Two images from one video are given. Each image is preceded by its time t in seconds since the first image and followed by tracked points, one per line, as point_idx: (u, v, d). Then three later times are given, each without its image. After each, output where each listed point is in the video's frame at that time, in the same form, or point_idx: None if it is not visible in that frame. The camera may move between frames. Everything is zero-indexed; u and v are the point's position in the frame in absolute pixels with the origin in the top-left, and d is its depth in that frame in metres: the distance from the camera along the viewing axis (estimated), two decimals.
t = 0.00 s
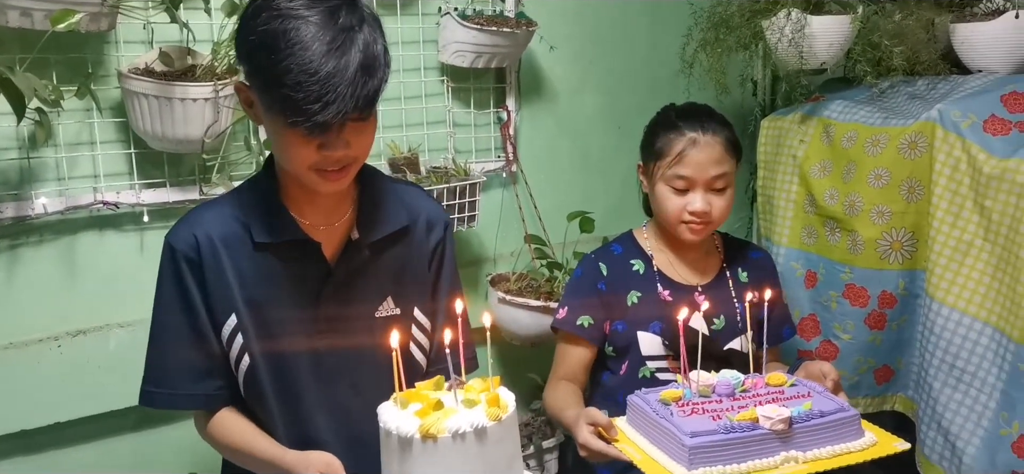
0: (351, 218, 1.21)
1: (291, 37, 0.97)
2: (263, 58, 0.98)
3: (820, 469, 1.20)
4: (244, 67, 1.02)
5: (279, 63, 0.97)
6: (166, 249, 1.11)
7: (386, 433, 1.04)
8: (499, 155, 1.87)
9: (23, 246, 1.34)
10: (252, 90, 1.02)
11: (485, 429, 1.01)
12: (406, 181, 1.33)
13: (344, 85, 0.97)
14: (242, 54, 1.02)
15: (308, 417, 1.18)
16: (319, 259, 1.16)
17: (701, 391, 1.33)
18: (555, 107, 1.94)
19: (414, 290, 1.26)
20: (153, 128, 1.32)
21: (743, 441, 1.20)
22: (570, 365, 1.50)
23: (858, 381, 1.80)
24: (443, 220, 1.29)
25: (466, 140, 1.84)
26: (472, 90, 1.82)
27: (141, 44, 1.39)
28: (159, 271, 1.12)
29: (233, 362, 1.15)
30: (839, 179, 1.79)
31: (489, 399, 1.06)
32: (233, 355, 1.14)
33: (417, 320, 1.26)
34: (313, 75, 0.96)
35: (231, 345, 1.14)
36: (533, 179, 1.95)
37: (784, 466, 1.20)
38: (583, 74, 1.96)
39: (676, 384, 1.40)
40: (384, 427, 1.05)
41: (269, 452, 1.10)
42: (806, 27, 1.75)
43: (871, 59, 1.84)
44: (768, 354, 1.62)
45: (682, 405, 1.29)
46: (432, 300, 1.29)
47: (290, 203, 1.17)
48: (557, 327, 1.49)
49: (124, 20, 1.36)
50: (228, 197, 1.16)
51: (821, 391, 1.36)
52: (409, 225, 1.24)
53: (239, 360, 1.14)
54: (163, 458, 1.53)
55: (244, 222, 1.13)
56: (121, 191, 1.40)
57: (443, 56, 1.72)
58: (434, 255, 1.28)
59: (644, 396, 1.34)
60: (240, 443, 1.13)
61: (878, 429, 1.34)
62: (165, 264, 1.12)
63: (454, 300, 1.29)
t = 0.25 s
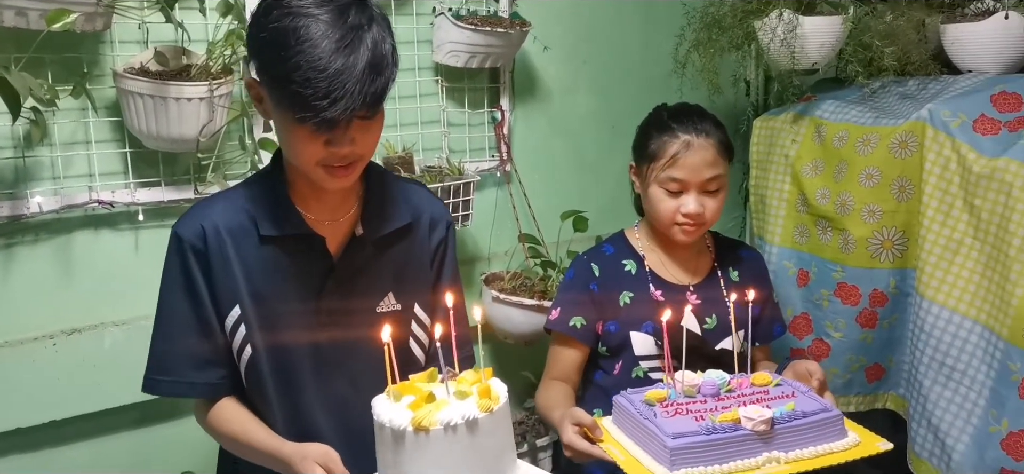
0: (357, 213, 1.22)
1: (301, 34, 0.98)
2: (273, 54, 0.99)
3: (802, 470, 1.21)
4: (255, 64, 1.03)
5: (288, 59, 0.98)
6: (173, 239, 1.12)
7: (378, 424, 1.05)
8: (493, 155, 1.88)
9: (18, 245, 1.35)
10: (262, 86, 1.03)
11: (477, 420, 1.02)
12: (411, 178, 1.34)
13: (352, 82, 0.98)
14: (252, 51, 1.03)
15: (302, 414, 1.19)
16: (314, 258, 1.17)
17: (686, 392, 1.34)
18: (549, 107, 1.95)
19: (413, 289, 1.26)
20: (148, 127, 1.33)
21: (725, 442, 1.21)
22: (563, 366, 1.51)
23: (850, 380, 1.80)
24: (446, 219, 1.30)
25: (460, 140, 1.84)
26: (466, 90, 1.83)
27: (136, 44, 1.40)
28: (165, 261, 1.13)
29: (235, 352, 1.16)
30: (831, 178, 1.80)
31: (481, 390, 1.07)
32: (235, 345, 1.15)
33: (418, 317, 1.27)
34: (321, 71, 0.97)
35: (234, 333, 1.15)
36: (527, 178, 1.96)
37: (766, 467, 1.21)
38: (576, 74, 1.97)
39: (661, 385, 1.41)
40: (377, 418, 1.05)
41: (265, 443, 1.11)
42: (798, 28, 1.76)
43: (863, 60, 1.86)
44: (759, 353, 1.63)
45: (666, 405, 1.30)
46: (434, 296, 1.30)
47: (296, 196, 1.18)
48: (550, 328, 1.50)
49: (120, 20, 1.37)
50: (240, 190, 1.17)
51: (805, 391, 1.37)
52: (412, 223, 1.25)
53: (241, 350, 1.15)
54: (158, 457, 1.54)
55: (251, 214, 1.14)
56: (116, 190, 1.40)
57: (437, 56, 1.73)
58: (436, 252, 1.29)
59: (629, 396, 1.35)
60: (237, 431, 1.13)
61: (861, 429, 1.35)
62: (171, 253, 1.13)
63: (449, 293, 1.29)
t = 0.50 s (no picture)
0: (361, 210, 1.22)
1: (311, 25, 0.98)
2: (283, 46, 0.99)
3: (787, 458, 1.23)
4: (264, 59, 1.03)
5: (299, 50, 0.98)
6: (179, 228, 1.12)
7: (372, 414, 1.05)
8: (488, 154, 1.89)
9: (13, 244, 1.35)
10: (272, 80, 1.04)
11: (469, 412, 1.02)
12: (412, 177, 1.34)
13: (364, 72, 0.99)
14: (261, 47, 1.03)
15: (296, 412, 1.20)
16: (309, 257, 1.17)
17: (672, 385, 1.34)
18: (544, 106, 1.95)
19: (411, 287, 1.26)
20: (143, 126, 1.33)
21: (709, 431, 1.22)
22: (556, 365, 1.51)
23: (844, 378, 1.81)
24: (447, 219, 1.31)
25: (455, 139, 1.85)
26: (461, 89, 1.84)
27: (131, 43, 1.40)
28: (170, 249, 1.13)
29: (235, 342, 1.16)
30: (825, 178, 1.81)
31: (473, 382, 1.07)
32: (235, 335, 1.15)
33: (416, 316, 1.27)
34: (333, 61, 0.98)
35: (234, 322, 1.15)
36: (522, 178, 1.96)
37: (751, 455, 1.22)
38: (571, 74, 1.98)
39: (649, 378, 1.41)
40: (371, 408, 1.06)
41: (260, 431, 1.10)
42: (792, 28, 1.77)
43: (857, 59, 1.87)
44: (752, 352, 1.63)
45: (652, 398, 1.31)
46: (434, 295, 1.30)
47: (300, 192, 1.19)
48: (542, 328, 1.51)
49: (115, 19, 1.37)
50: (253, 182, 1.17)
51: (791, 382, 1.38)
52: (414, 224, 1.26)
53: (240, 340, 1.15)
54: (154, 456, 1.54)
55: (256, 208, 1.14)
56: (111, 190, 1.41)
57: (432, 55, 1.74)
58: (437, 252, 1.30)
59: (616, 390, 1.35)
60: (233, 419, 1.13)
61: (848, 418, 1.36)
62: (175, 242, 1.13)
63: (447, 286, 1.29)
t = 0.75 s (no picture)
0: (358, 209, 1.22)
1: (306, 13, 1.02)
2: (278, 36, 1.02)
3: (775, 459, 1.23)
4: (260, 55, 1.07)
5: (294, 38, 1.01)
6: (177, 224, 1.13)
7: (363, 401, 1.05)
8: (484, 155, 1.89)
9: (7, 246, 1.35)
10: (268, 75, 1.06)
11: (460, 401, 1.02)
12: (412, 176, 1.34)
13: (357, 56, 1.02)
14: (257, 44, 1.07)
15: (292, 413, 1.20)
16: (304, 259, 1.17)
17: (662, 384, 1.34)
18: (540, 107, 1.95)
19: (407, 286, 1.26)
20: (138, 128, 1.33)
21: (697, 430, 1.22)
22: (548, 364, 1.51)
23: (840, 379, 1.81)
24: (445, 219, 1.30)
25: (451, 140, 1.85)
26: (457, 90, 1.84)
27: (126, 44, 1.40)
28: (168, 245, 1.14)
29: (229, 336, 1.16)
30: (820, 179, 1.81)
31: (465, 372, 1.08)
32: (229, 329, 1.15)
33: (412, 314, 1.27)
34: (328, 46, 1.01)
35: (228, 317, 1.15)
36: (518, 179, 1.96)
37: (739, 456, 1.23)
38: (567, 75, 1.98)
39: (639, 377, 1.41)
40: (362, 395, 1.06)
41: (253, 421, 1.11)
42: (786, 29, 1.77)
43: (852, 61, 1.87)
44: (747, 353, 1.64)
45: (642, 397, 1.31)
46: (431, 292, 1.29)
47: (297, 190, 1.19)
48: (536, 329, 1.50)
49: (110, 21, 1.37)
50: (251, 181, 1.18)
51: (780, 383, 1.38)
52: (410, 223, 1.25)
53: (235, 334, 1.15)
54: (150, 457, 1.53)
55: (253, 205, 1.15)
56: (106, 191, 1.40)
57: (427, 57, 1.74)
58: (434, 251, 1.29)
59: (606, 389, 1.35)
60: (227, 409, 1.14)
61: (836, 420, 1.36)
62: (173, 238, 1.14)
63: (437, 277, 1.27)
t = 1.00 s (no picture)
0: (351, 207, 1.22)
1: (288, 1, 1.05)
2: (262, 24, 1.05)
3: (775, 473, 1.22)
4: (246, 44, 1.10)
5: (276, 26, 1.04)
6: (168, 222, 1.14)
7: (372, 380, 1.05)
8: (481, 157, 1.88)
9: (3, 247, 1.35)
10: (252, 65, 1.09)
11: (470, 380, 1.02)
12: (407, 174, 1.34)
13: (338, 44, 1.04)
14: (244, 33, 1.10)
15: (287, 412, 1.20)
16: (301, 260, 1.17)
17: (662, 392, 1.34)
18: (537, 108, 1.95)
19: (405, 286, 1.26)
20: (135, 129, 1.33)
21: (696, 444, 1.22)
22: (545, 366, 1.51)
23: (837, 380, 1.81)
24: (441, 215, 1.29)
25: (448, 142, 1.85)
26: (454, 92, 1.84)
27: (123, 45, 1.40)
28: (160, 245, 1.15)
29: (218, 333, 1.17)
30: (818, 180, 1.81)
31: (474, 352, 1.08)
32: (218, 326, 1.16)
33: (409, 311, 1.26)
34: (309, 34, 1.03)
35: (218, 315, 1.15)
36: (515, 180, 1.96)
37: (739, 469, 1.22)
38: (564, 76, 1.98)
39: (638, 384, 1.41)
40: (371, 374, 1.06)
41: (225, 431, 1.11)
42: (784, 30, 1.77)
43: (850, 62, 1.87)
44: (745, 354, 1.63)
45: (641, 406, 1.31)
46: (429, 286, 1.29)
47: (291, 189, 1.20)
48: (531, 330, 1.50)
49: (105, 22, 1.36)
50: (238, 177, 1.19)
51: (782, 393, 1.38)
52: (404, 219, 1.24)
53: (224, 330, 1.16)
54: (146, 460, 1.53)
55: (246, 201, 1.16)
56: (102, 192, 1.40)
57: (424, 58, 1.73)
58: (430, 246, 1.28)
59: (605, 397, 1.35)
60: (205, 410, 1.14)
61: (839, 431, 1.36)
62: (166, 238, 1.15)
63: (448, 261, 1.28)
